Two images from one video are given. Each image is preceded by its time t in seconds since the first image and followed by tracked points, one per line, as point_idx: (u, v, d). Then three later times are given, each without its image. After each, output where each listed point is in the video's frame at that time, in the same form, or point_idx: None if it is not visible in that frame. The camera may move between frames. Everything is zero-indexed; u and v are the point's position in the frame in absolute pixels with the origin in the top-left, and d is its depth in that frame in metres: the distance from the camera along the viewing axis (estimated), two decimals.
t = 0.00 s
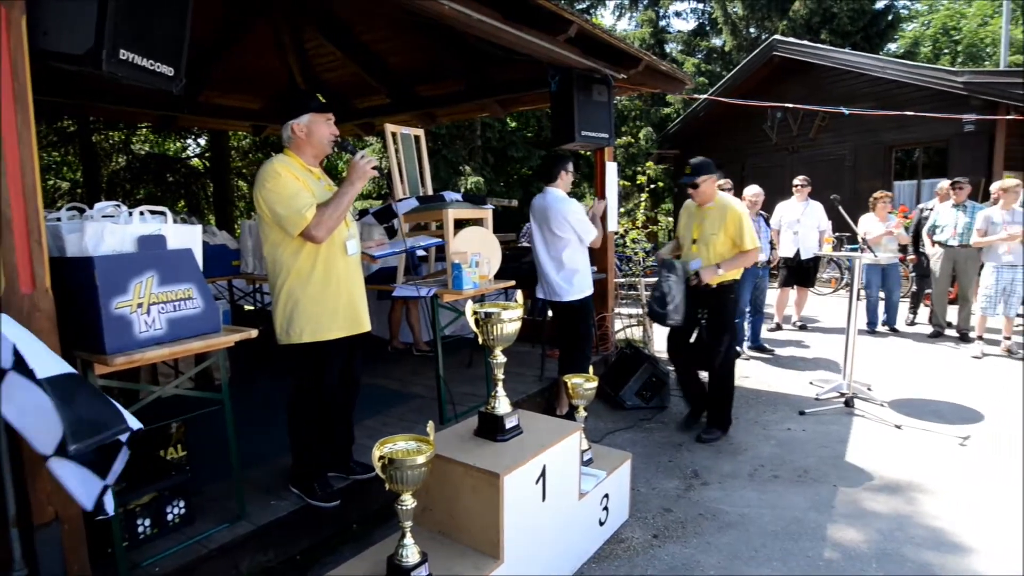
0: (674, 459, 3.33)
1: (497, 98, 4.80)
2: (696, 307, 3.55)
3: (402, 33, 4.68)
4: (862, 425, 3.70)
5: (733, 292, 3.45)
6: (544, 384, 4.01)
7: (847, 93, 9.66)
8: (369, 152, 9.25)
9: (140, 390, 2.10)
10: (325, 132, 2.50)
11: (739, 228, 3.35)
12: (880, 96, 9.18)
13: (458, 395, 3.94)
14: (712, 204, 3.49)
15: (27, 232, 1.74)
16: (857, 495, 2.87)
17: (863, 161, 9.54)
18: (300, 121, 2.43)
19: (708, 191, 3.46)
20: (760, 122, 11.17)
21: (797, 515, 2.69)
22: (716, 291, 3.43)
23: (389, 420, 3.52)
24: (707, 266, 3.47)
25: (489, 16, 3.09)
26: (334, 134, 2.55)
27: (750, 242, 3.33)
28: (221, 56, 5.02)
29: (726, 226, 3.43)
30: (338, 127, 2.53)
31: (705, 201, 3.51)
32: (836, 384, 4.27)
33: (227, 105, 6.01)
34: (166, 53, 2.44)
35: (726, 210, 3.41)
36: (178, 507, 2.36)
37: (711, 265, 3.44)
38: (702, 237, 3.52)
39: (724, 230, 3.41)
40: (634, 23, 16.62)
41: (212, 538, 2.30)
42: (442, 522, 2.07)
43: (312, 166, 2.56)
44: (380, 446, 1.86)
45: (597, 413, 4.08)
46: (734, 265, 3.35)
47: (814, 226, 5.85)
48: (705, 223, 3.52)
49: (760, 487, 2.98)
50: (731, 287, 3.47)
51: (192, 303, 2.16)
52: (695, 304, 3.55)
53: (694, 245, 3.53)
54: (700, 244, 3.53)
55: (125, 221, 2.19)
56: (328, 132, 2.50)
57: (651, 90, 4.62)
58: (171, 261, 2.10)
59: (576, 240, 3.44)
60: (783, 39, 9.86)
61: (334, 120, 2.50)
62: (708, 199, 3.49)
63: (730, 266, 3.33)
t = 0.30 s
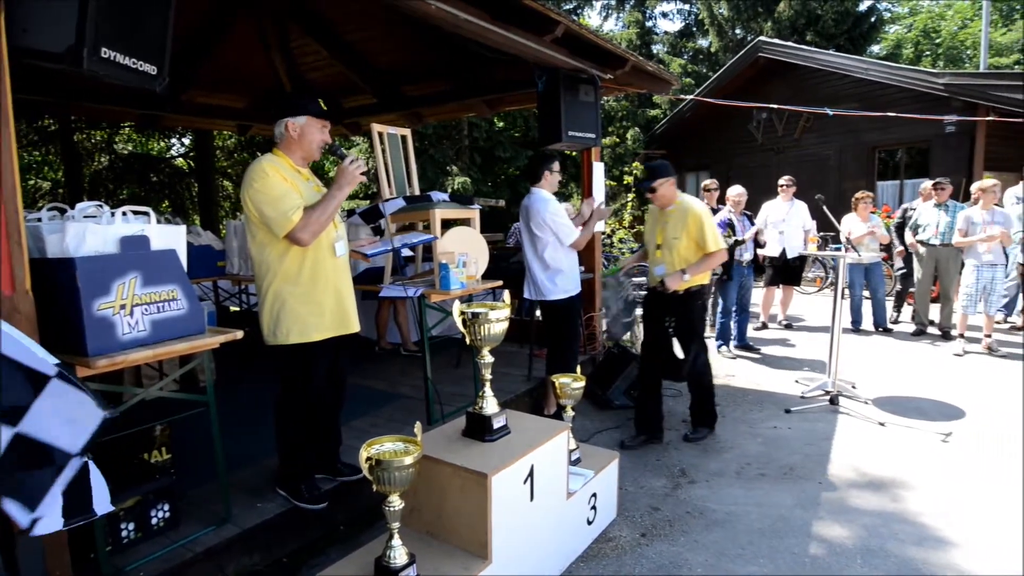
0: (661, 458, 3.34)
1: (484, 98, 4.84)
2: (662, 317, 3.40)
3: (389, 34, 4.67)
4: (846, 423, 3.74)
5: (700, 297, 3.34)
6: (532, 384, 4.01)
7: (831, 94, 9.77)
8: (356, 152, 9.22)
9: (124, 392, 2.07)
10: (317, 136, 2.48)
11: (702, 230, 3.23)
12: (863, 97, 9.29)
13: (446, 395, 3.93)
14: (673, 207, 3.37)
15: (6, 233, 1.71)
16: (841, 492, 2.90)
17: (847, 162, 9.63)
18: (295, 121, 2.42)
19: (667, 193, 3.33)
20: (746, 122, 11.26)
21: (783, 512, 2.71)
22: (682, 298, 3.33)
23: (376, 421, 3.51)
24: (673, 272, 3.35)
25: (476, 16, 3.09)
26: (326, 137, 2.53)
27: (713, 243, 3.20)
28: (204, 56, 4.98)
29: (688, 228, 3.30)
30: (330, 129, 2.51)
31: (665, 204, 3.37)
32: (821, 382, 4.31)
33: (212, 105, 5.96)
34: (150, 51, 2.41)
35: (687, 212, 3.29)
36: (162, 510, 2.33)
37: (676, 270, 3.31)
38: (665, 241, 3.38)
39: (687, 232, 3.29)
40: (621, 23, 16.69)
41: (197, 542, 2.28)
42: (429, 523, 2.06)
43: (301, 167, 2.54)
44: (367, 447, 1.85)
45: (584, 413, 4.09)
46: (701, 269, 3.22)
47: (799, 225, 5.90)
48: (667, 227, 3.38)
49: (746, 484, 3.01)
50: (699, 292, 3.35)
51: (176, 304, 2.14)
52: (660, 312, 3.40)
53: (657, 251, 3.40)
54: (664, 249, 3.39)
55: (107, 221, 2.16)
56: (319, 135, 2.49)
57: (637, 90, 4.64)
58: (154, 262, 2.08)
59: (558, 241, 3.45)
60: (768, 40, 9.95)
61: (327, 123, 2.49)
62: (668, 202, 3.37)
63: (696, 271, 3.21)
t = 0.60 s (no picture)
0: (647, 457, 3.36)
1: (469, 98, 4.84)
2: (625, 319, 3.22)
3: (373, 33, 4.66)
4: (829, 420, 3.79)
5: (657, 296, 3.18)
6: (518, 384, 4.01)
7: (814, 95, 9.88)
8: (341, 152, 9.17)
9: (105, 395, 2.04)
10: (311, 145, 2.46)
11: (662, 225, 3.14)
12: (845, 98, 9.40)
13: (432, 395, 3.92)
14: (630, 204, 3.26)
15: None
16: (825, 488, 2.93)
17: (829, 162, 9.74)
18: (300, 126, 2.39)
19: (623, 190, 3.23)
20: (730, 123, 11.35)
21: (768, 509, 2.74)
22: (641, 297, 3.16)
23: (362, 422, 3.49)
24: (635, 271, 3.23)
25: (462, 15, 3.08)
26: (321, 146, 2.50)
27: (674, 238, 3.12)
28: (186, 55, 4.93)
29: (647, 224, 3.21)
30: (324, 136, 2.48)
31: (622, 201, 3.26)
32: (805, 380, 4.36)
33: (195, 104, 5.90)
34: (130, 49, 2.37)
35: (644, 207, 3.19)
36: (144, 514, 2.30)
37: (639, 269, 3.19)
38: (624, 240, 3.25)
39: (646, 228, 3.18)
40: (606, 24, 16.75)
41: (180, 546, 2.25)
42: (416, 523, 2.05)
43: (290, 170, 2.51)
44: (353, 448, 1.84)
45: (571, 412, 4.10)
46: (664, 266, 3.11)
47: (782, 225, 5.95)
48: (625, 225, 3.27)
49: (731, 482, 3.03)
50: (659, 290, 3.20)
51: (158, 305, 2.12)
52: (624, 315, 3.23)
53: (616, 250, 3.27)
54: (623, 248, 3.26)
55: (86, 221, 2.13)
56: (314, 142, 2.46)
57: (622, 90, 4.66)
58: (135, 263, 2.05)
59: (540, 239, 3.45)
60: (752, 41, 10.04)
61: (323, 131, 2.46)
62: (624, 199, 3.26)
63: (661, 267, 3.11)
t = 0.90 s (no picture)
0: (631, 455, 3.37)
1: (453, 98, 4.84)
2: (584, 326, 3.16)
3: (356, 33, 4.63)
4: (811, 417, 3.83)
5: (619, 302, 3.10)
6: (503, 384, 4.01)
7: (795, 96, 9.99)
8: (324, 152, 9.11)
9: (84, 399, 2.00)
10: (294, 146, 2.43)
11: (625, 230, 3.01)
12: (826, 100, 9.53)
13: (417, 396, 3.91)
14: (593, 207, 3.13)
15: None
16: (807, 485, 2.96)
17: (811, 162, 9.86)
18: (284, 128, 2.37)
19: (586, 192, 3.10)
20: (713, 124, 11.45)
21: (751, 506, 2.76)
22: (601, 303, 3.07)
23: (347, 424, 3.47)
24: (597, 277, 3.11)
25: (446, 15, 3.07)
26: (305, 148, 2.48)
27: (637, 243, 2.99)
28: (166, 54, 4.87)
29: (610, 229, 3.08)
30: (309, 139, 2.46)
31: (585, 204, 3.13)
32: (787, 378, 4.41)
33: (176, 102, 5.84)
34: (108, 46, 2.33)
35: (607, 211, 3.06)
36: (124, 519, 2.27)
37: (601, 276, 3.08)
38: (586, 244, 3.14)
39: (608, 233, 3.06)
40: (591, 24, 16.80)
41: (160, 551, 2.22)
42: (400, 524, 2.04)
43: (274, 171, 2.49)
44: (337, 450, 1.83)
45: (556, 412, 4.10)
46: (625, 272, 3.00)
47: (765, 225, 6.01)
48: (587, 229, 3.15)
49: (715, 479, 3.06)
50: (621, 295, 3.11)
51: (138, 307, 2.09)
52: (583, 322, 3.17)
53: (579, 254, 3.15)
54: (585, 252, 3.15)
55: (63, 221, 2.10)
56: (297, 145, 2.44)
57: (606, 91, 4.68)
58: (114, 265, 2.02)
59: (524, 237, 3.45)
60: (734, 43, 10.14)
61: (307, 134, 2.43)
62: (587, 202, 3.13)
63: (623, 274, 3.00)
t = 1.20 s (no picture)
0: (614, 454, 3.39)
1: (435, 97, 4.82)
2: (546, 336, 3.18)
3: (337, 33, 4.59)
4: (791, 414, 3.88)
5: (581, 305, 3.12)
6: (486, 385, 4.01)
7: (775, 97, 10.11)
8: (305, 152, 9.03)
9: (58, 403, 1.96)
10: (271, 145, 2.40)
11: (585, 235, 2.93)
12: (804, 101, 9.66)
13: (399, 398, 3.89)
14: (552, 210, 3.03)
15: None
16: (787, 482, 3.00)
17: (790, 163, 9.98)
18: (259, 127, 2.35)
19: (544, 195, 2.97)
20: (694, 124, 11.54)
21: (732, 503, 2.79)
22: (563, 310, 3.10)
23: (328, 425, 3.44)
24: (557, 283, 3.06)
25: (427, 15, 3.06)
26: (282, 147, 2.45)
27: (597, 250, 2.92)
28: (141, 52, 4.78)
29: (570, 233, 2.99)
30: (286, 139, 2.43)
31: (543, 207, 3.02)
32: (767, 376, 4.46)
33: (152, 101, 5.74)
34: (82, 44, 2.29)
35: (567, 215, 2.96)
36: (100, 525, 2.23)
37: (561, 282, 3.03)
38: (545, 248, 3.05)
39: (569, 238, 2.98)
40: (573, 25, 16.83)
41: (138, 557, 2.19)
42: (383, 526, 2.03)
43: (251, 171, 2.47)
44: (318, 452, 1.81)
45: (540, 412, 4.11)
46: (586, 279, 2.95)
47: (745, 225, 6.08)
48: (547, 232, 3.05)
49: (696, 477, 3.08)
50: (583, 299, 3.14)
51: (114, 309, 2.05)
52: (544, 333, 3.20)
53: (539, 259, 3.07)
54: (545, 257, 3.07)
55: (36, 222, 2.06)
56: (274, 145, 2.42)
57: (588, 91, 4.70)
58: (88, 266, 1.98)
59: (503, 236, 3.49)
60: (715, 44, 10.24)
61: (283, 134, 2.41)
62: (546, 205, 3.02)
63: (583, 283, 2.95)
